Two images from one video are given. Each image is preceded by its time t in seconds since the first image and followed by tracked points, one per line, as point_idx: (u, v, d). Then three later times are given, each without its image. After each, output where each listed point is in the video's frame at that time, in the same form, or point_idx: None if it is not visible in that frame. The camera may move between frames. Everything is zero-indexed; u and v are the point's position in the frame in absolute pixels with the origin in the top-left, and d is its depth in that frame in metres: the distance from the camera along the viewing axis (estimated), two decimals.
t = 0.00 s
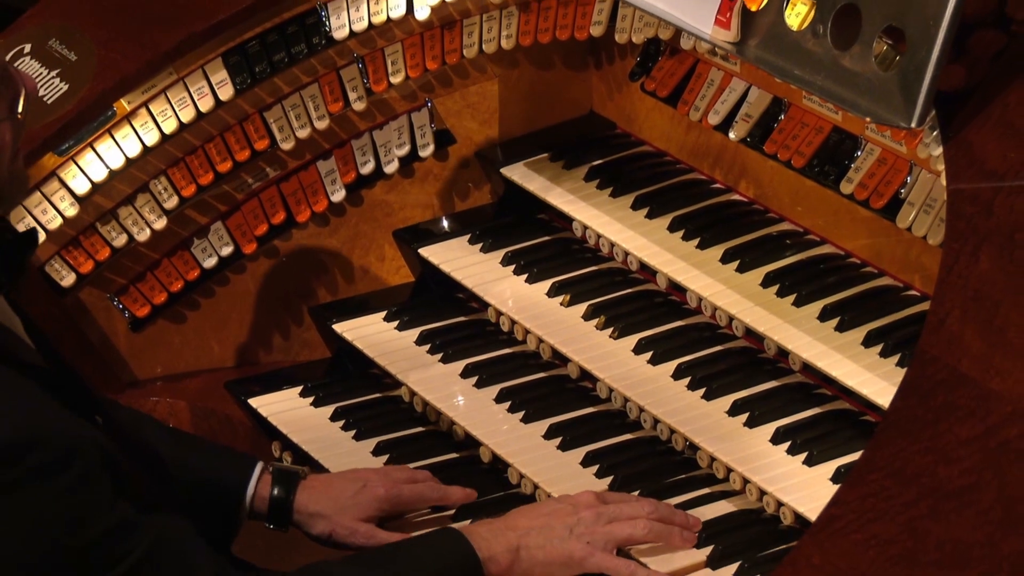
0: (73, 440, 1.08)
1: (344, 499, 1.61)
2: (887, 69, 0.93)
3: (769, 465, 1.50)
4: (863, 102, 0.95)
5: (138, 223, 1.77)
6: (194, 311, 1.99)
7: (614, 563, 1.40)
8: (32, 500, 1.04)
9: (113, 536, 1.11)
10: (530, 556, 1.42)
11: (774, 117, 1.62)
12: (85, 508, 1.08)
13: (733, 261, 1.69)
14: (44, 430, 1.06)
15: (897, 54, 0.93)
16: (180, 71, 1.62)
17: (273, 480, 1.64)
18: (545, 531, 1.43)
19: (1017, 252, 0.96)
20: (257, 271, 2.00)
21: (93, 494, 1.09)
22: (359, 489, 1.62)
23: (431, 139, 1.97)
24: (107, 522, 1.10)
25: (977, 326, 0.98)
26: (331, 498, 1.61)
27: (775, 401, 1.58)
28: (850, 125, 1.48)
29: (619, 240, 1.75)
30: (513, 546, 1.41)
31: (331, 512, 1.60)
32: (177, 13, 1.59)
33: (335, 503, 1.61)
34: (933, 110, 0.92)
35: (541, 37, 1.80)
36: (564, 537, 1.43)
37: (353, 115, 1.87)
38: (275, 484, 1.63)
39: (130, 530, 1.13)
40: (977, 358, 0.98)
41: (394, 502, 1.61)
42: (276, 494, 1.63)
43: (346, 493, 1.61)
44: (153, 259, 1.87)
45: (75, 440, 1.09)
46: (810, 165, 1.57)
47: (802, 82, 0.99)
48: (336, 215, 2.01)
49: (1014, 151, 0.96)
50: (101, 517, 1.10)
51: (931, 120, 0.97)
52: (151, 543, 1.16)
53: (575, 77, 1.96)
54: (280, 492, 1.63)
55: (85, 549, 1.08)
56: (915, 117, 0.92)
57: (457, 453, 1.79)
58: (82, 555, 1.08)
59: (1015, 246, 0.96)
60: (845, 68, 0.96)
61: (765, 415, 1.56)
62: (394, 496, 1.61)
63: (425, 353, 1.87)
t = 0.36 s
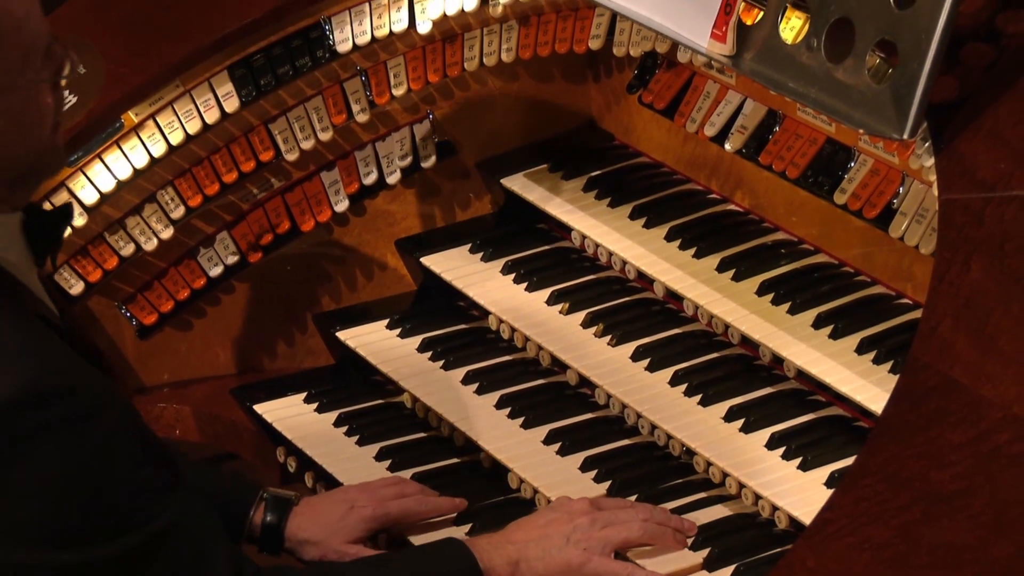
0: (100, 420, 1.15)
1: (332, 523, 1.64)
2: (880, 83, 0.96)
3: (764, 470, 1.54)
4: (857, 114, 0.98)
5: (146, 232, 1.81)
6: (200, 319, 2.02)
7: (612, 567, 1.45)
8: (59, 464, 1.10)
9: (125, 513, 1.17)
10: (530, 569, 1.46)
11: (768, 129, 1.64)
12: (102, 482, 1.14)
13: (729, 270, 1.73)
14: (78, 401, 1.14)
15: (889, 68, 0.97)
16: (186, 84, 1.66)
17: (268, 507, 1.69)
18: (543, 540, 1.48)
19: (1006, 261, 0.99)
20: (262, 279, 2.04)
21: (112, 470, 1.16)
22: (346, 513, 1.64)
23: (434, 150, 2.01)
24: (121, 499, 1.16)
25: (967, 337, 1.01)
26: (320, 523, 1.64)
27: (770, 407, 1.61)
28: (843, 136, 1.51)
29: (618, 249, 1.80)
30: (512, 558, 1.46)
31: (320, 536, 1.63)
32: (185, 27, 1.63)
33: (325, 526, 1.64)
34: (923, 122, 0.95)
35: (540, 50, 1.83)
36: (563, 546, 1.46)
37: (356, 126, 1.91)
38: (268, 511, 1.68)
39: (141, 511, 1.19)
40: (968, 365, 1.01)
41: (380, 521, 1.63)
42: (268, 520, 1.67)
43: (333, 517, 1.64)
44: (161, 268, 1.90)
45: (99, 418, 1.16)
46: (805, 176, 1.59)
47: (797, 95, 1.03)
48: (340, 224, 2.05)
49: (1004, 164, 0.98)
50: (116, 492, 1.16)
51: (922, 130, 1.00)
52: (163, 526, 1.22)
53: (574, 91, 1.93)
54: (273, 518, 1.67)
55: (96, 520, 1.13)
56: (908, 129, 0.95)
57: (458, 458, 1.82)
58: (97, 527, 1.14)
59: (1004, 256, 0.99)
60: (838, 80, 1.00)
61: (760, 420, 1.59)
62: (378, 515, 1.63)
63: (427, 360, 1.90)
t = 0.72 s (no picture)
0: (144, 392, 1.21)
1: (318, 524, 1.63)
2: (872, 93, 1.00)
3: (759, 472, 1.57)
4: (848, 124, 1.02)
5: (154, 240, 1.84)
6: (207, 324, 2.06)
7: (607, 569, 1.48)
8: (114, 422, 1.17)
9: (157, 475, 1.23)
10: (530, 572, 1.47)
11: (762, 138, 1.69)
12: (143, 447, 1.21)
13: (724, 277, 1.76)
14: (134, 367, 1.20)
15: (880, 79, 1.02)
16: (194, 96, 1.70)
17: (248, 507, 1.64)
18: (540, 545, 1.49)
19: (995, 269, 1.02)
20: (268, 285, 2.07)
21: (152, 437, 1.22)
22: (329, 514, 1.64)
23: (435, 159, 2.04)
24: (148, 471, 1.22)
25: (957, 342, 1.05)
26: (304, 524, 1.62)
27: (763, 410, 1.65)
28: (835, 146, 1.55)
29: (614, 255, 1.83)
30: (510, 568, 1.46)
31: (301, 538, 1.61)
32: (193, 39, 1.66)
33: (309, 528, 1.62)
34: (914, 131, 0.98)
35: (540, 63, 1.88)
36: (560, 552, 1.48)
37: (360, 137, 1.95)
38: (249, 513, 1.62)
39: (161, 480, 1.24)
40: (959, 371, 1.04)
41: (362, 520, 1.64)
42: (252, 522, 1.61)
43: (318, 517, 1.63)
44: (169, 275, 1.93)
45: (151, 386, 1.23)
46: (798, 185, 1.63)
47: (791, 105, 1.07)
48: (344, 231, 2.09)
49: (991, 172, 1.02)
50: (154, 457, 1.22)
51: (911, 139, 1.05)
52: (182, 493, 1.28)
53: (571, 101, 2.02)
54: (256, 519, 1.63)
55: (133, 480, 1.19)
56: (898, 139, 0.98)
57: (459, 460, 1.86)
58: (131, 489, 1.19)
59: (993, 264, 1.02)
60: (830, 91, 1.04)
61: (754, 423, 1.63)
62: (362, 515, 1.64)
63: (429, 365, 1.94)
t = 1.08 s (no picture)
0: (155, 377, 1.25)
1: (318, 522, 1.66)
2: (864, 104, 1.04)
3: (754, 474, 1.61)
4: (842, 134, 1.06)
5: (163, 246, 1.88)
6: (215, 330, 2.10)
7: (611, 561, 1.49)
8: (121, 386, 1.21)
9: (168, 442, 1.26)
10: (532, 553, 1.50)
11: (758, 147, 1.72)
12: (155, 414, 1.24)
13: (720, 283, 1.80)
14: (148, 349, 1.26)
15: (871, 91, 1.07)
16: (202, 105, 1.75)
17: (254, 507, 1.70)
18: (545, 532, 1.52)
19: (985, 273, 1.05)
20: (273, 291, 2.11)
21: (166, 417, 1.26)
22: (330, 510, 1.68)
23: (438, 168, 2.09)
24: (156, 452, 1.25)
25: (946, 346, 1.07)
26: (306, 521, 1.66)
27: (759, 413, 1.69)
28: (828, 155, 1.58)
29: (613, 262, 1.88)
30: (513, 544, 1.50)
31: (301, 531, 1.65)
32: (204, 53, 1.73)
33: (311, 524, 1.66)
34: (906, 140, 1.01)
35: (540, 73, 1.92)
36: (565, 538, 1.52)
37: (364, 146, 1.99)
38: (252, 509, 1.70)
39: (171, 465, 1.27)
40: (949, 374, 1.07)
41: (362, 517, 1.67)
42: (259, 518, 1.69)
43: (320, 516, 1.66)
44: (178, 280, 1.97)
45: (166, 369, 1.28)
46: (792, 193, 1.66)
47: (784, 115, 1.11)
48: (348, 239, 2.13)
49: (980, 181, 1.05)
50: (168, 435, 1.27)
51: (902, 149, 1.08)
52: (194, 463, 1.31)
53: (571, 111, 2.05)
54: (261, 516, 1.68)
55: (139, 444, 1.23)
56: (890, 148, 1.01)
57: (461, 462, 1.90)
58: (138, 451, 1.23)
59: (983, 270, 1.05)
60: (826, 102, 1.08)
61: (749, 426, 1.67)
62: (360, 513, 1.67)
63: (431, 369, 1.98)
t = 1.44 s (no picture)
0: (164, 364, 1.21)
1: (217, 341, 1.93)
2: (857, 116, 1.04)
3: (749, 478, 1.65)
4: (836, 146, 1.06)
5: (173, 255, 1.92)
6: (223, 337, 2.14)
7: (613, 558, 1.53)
8: (120, 380, 1.15)
9: (175, 437, 1.20)
10: (536, 541, 1.51)
11: (753, 158, 1.76)
12: (165, 402, 1.19)
13: (716, 291, 1.84)
14: (155, 338, 1.20)
15: (864, 103, 1.06)
16: (211, 117, 1.79)
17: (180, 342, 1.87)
18: (548, 523, 1.54)
19: (975, 285, 1.06)
20: (280, 299, 2.15)
21: (177, 403, 1.21)
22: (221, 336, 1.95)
23: (440, 179, 2.13)
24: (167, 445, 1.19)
25: (938, 352, 1.09)
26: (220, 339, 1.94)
27: (754, 418, 1.72)
28: (821, 166, 1.62)
29: (611, 271, 1.92)
30: (519, 532, 1.50)
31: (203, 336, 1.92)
32: (210, 64, 1.76)
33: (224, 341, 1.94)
34: (896, 153, 1.02)
35: (540, 86, 1.97)
36: (569, 530, 1.54)
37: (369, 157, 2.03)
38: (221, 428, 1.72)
39: (183, 453, 1.21)
40: (939, 380, 1.09)
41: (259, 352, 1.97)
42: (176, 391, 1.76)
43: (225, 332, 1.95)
44: (185, 288, 2.00)
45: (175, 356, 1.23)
46: (787, 203, 1.70)
47: (779, 128, 1.10)
48: (353, 247, 2.17)
49: (969, 192, 1.06)
50: (180, 422, 1.21)
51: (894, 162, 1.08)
52: (201, 458, 1.24)
53: (573, 124, 2.10)
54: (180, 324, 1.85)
55: (139, 436, 1.16)
56: (881, 159, 1.02)
57: (463, 465, 1.95)
58: (143, 448, 1.16)
59: (973, 279, 1.06)
60: (818, 116, 1.07)
61: (745, 431, 1.70)
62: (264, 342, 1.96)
63: (434, 374, 2.02)
